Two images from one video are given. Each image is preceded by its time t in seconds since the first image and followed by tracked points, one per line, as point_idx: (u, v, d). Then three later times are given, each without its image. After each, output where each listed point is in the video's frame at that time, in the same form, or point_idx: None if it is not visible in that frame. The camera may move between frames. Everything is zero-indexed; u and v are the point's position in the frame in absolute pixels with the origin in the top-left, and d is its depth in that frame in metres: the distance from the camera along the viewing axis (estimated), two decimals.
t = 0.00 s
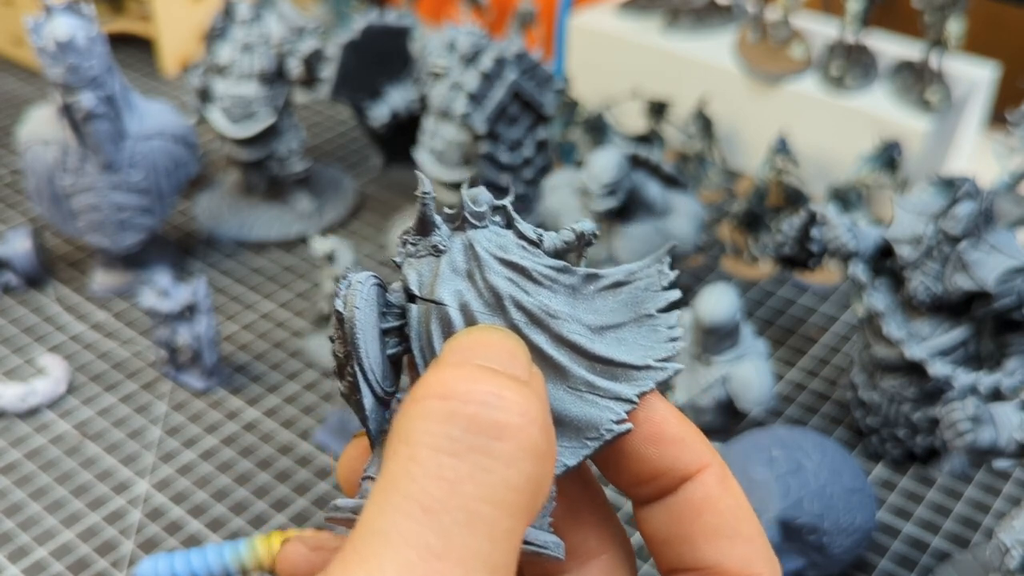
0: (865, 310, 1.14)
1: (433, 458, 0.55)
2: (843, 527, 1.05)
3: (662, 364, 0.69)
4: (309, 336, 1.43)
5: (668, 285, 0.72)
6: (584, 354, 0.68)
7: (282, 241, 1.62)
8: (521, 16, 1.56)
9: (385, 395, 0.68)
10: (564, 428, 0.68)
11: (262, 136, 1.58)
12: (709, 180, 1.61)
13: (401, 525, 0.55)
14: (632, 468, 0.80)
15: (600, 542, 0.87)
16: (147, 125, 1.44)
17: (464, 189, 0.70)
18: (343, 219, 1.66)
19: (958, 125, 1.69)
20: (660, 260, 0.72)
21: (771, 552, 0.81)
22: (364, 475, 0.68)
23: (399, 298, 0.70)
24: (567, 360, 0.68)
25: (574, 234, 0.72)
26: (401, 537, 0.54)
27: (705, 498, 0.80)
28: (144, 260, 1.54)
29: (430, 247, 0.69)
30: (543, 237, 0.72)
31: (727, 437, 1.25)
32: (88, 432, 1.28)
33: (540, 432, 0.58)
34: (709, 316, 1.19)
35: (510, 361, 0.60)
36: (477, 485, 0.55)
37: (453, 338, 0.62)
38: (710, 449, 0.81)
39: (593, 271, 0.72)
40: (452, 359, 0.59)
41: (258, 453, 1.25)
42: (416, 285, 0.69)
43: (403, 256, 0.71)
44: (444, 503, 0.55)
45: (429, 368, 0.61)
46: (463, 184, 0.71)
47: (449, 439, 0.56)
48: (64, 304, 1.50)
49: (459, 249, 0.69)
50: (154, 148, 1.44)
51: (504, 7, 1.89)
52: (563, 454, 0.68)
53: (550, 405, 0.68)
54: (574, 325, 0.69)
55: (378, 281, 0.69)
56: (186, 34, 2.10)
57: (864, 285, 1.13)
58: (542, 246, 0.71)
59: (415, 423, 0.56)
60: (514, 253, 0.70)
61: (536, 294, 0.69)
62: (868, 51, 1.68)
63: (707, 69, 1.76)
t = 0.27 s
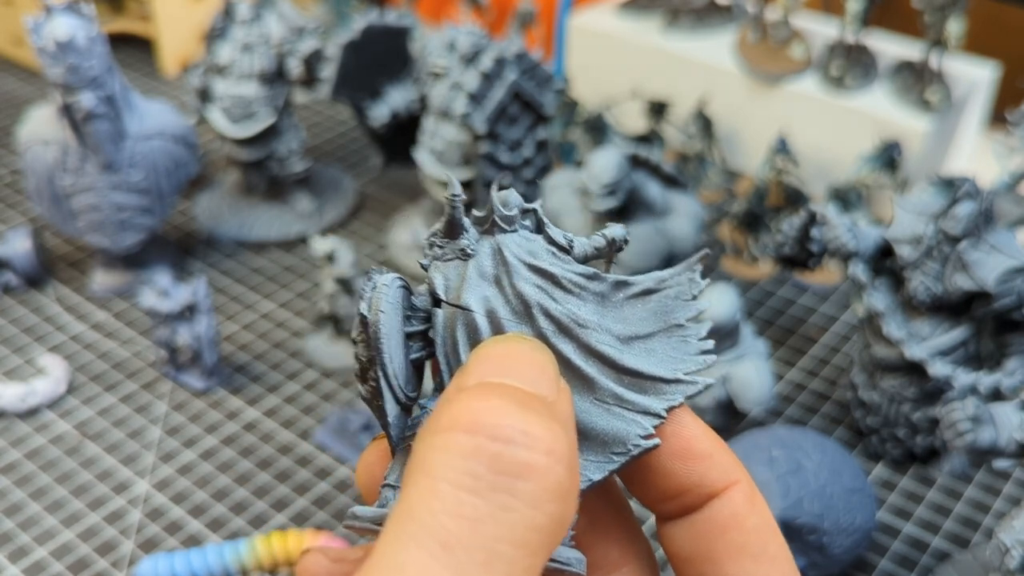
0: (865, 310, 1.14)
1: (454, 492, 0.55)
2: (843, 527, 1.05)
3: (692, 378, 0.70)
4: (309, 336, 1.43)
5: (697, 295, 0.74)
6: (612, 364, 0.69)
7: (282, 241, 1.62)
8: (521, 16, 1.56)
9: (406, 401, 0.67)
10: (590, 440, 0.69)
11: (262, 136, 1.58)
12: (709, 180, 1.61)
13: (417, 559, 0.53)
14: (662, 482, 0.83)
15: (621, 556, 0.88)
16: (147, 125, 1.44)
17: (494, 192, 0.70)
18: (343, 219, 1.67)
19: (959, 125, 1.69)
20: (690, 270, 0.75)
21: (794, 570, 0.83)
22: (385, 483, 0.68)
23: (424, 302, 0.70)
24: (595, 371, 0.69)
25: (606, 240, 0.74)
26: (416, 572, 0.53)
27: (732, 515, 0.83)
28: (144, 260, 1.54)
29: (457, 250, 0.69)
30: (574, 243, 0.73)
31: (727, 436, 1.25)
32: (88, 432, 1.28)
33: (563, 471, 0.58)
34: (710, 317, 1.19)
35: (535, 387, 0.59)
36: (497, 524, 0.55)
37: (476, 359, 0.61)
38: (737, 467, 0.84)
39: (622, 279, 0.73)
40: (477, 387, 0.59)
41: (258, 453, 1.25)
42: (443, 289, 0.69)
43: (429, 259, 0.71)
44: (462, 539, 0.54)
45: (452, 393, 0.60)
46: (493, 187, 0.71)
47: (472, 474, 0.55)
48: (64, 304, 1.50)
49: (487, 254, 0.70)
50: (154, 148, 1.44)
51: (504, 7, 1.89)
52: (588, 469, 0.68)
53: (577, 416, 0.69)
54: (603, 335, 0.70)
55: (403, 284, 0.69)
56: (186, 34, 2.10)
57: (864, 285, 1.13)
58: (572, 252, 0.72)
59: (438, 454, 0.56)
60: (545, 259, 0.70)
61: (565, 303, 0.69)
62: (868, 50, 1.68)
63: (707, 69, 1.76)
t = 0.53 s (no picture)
0: (865, 310, 1.14)
1: (518, 523, 0.55)
2: (843, 527, 1.05)
3: (737, 413, 0.68)
4: (309, 336, 1.43)
5: (736, 326, 0.71)
6: (657, 397, 0.68)
7: (281, 241, 1.62)
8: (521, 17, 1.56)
9: (449, 425, 0.67)
10: (634, 472, 0.67)
11: (262, 136, 1.58)
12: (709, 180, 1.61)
13: None
14: (699, 516, 0.80)
15: None
16: (147, 125, 1.44)
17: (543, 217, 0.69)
18: (343, 219, 1.67)
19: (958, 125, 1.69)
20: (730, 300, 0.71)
21: None
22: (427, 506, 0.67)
23: (471, 325, 0.69)
24: (640, 402, 0.68)
25: (650, 269, 0.72)
26: None
27: (769, 551, 0.80)
28: (144, 260, 1.54)
29: (507, 275, 0.68)
30: (620, 271, 0.71)
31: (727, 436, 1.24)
32: (88, 433, 1.28)
33: (621, 507, 0.58)
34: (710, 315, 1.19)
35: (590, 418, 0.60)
36: (559, 557, 0.55)
37: (527, 387, 0.62)
38: (775, 503, 0.82)
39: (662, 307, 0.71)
40: (535, 417, 0.59)
41: (258, 453, 1.25)
42: (491, 313, 0.68)
43: (476, 281, 0.70)
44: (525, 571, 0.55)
45: (507, 422, 0.60)
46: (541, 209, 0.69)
47: (536, 506, 0.56)
48: (64, 304, 1.50)
49: (536, 279, 0.68)
50: (155, 148, 1.44)
51: (504, 7, 1.89)
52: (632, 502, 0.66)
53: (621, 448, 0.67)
54: (649, 365, 0.68)
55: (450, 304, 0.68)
56: (186, 34, 2.10)
57: (864, 285, 1.13)
58: (620, 280, 0.70)
59: (500, 484, 0.56)
60: (593, 287, 0.69)
61: (613, 332, 0.68)
62: (868, 51, 1.68)
63: (708, 69, 1.76)
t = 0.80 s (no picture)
0: (865, 310, 1.14)
1: (507, 542, 0.56)
2: (843, 527, 1.05)
3: (737, 432, 0.67)
4: (309, 337, 1.43)
5: (737, 339, 0.70)
6: (655, 418, 0.67)
7: (281, 241, 1.62)
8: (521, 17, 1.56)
9: (445, 454, 0.67)
10: (633, 496, 0.67)
11: (262, 136, 1.58)
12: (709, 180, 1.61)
13: None
14: (703, 537, 0.81)
15: None
16: (147, 125, 1.44)
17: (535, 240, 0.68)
18: (343, 219, 1.67)
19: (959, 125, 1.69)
20: (730, 313, 0.71)
21: None
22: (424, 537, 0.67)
23: (465, 352, 0.69)
24: (638, 425, 0.67)
25: (645, 286, 0.69)
26: None
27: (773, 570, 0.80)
28: (144, 260, 1.54)
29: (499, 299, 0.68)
30: (614, 291, 0.70)
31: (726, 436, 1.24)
32: (88, 432, 1.28)
33: (614, 530, 0.59)
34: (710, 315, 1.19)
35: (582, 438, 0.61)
36: None
37: (520, 411, 0.63)
38: (779, 523, 0.82)
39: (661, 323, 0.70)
40: (527, 440, 0.61)
41: (258, 453, 1.25)
42: (484, 339, 0.68)
43: (471, 307, 0.70)
44: None
45: (501, 446, 0.62)
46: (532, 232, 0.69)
47: (525, 526, 0.57)
48: (64, 304, 1.50)
49: (528, 304, 0.68)
50: (154, 148, 1.44)
51: (504, 7, 1.89)
52: (632, 525, 0.66)
53: (620, 472, 0.67)
54: (646, 386, 0.68)
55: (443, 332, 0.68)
56: (186, 34, 2.10)
57: (864, 285, 1.13)
58: (614, 300, 0.69)
59: (491, 504, 0.57)
60: (587, 309, 0.68)
61: (608, 354, 0.68)
62: (868, 51, 1.68)
63: (708, 69, 1.76)
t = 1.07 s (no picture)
0: (865, 310, 1.14)
1: None
2: (843, 527, 1.05)
3: (749, 467, 0.66)
4: (309, 336, 1.43)
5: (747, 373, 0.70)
6: (667, 453, 0.67)
7: (281, 241, 1.62)
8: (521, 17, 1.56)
9: (456, 487, 0.66)
10: (645, 531, 0.67)
11: (262, 136, 1.58)
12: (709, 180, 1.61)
13: None
14: None
15: None
16: (147, 125, 1.44)
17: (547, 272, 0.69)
18: (343, 219, 1.67)
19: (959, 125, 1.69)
20: (739, 348, 0.70)
21: None
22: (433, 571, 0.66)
23: (476, 385, 0.68)
24: (650, 460, 0.67)
25: (656, 320, 0.71)
26: None
27: None
28: (144, 260, 1.54)
29: (511, 332, 0.68)
30: (626, 325, 0.70)
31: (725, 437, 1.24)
32: (87, 433, 1.28)
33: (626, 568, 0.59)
34: (710, 315, 1.19)
35: (595, 475, 0.62)
36: None
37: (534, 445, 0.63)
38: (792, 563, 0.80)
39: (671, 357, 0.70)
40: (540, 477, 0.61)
41: (258, 453, 1.25)
42: (496, 372, 0.67)
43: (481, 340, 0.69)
44: None
45: (513, 481, 0.62)
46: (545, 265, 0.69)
47: (537, 565, 0.57)
48: (63, 304, 1.50)
49: (541, 337, 0.68)
50: (155, 148, 1.44)
51: (504, 7, 1.89)
52: (644, 561, 0.66)
53: (631, 506, 0.67)
54: (658, 422, 0.67)
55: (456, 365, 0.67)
56: (186, 34, 2.10)
57: (864, 285, 1.13)
58: (626, 334, 0.70)
59: (503, 543, 0.58)
60: (599, 344, 0.68)
61: (620, 389, 0.67)
62: (868, 50, 1.68)
63: (708, 70, 1.76)
